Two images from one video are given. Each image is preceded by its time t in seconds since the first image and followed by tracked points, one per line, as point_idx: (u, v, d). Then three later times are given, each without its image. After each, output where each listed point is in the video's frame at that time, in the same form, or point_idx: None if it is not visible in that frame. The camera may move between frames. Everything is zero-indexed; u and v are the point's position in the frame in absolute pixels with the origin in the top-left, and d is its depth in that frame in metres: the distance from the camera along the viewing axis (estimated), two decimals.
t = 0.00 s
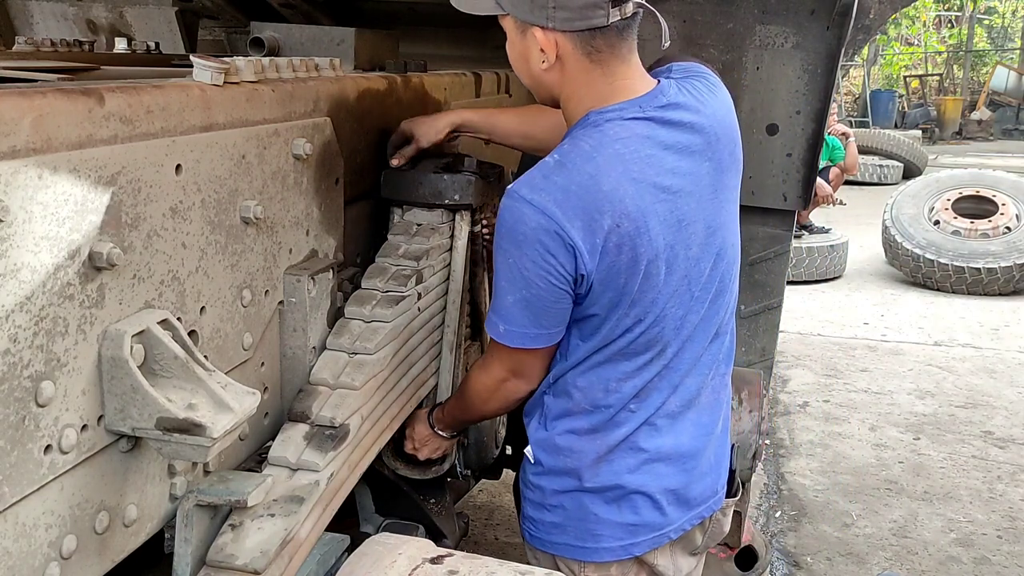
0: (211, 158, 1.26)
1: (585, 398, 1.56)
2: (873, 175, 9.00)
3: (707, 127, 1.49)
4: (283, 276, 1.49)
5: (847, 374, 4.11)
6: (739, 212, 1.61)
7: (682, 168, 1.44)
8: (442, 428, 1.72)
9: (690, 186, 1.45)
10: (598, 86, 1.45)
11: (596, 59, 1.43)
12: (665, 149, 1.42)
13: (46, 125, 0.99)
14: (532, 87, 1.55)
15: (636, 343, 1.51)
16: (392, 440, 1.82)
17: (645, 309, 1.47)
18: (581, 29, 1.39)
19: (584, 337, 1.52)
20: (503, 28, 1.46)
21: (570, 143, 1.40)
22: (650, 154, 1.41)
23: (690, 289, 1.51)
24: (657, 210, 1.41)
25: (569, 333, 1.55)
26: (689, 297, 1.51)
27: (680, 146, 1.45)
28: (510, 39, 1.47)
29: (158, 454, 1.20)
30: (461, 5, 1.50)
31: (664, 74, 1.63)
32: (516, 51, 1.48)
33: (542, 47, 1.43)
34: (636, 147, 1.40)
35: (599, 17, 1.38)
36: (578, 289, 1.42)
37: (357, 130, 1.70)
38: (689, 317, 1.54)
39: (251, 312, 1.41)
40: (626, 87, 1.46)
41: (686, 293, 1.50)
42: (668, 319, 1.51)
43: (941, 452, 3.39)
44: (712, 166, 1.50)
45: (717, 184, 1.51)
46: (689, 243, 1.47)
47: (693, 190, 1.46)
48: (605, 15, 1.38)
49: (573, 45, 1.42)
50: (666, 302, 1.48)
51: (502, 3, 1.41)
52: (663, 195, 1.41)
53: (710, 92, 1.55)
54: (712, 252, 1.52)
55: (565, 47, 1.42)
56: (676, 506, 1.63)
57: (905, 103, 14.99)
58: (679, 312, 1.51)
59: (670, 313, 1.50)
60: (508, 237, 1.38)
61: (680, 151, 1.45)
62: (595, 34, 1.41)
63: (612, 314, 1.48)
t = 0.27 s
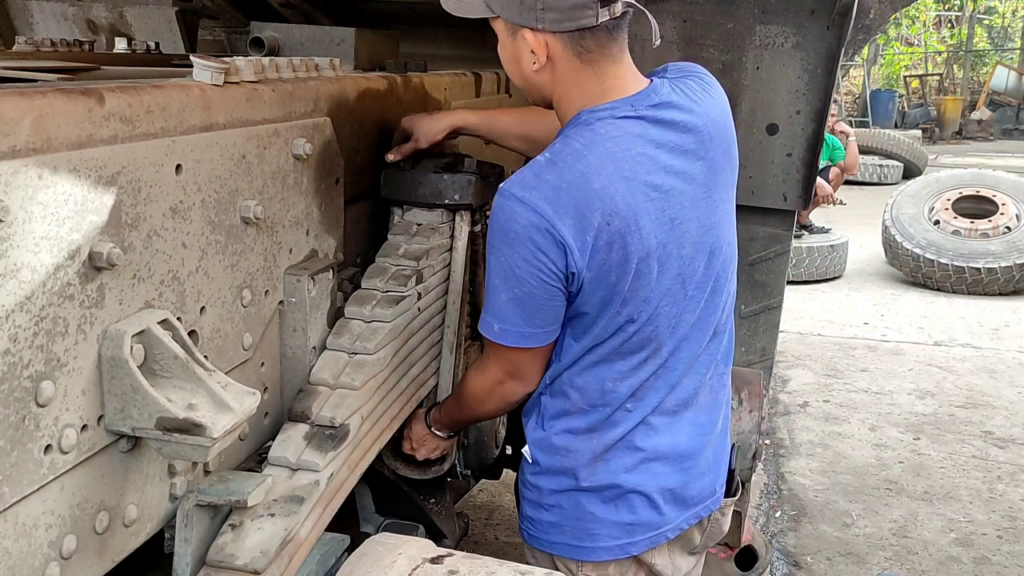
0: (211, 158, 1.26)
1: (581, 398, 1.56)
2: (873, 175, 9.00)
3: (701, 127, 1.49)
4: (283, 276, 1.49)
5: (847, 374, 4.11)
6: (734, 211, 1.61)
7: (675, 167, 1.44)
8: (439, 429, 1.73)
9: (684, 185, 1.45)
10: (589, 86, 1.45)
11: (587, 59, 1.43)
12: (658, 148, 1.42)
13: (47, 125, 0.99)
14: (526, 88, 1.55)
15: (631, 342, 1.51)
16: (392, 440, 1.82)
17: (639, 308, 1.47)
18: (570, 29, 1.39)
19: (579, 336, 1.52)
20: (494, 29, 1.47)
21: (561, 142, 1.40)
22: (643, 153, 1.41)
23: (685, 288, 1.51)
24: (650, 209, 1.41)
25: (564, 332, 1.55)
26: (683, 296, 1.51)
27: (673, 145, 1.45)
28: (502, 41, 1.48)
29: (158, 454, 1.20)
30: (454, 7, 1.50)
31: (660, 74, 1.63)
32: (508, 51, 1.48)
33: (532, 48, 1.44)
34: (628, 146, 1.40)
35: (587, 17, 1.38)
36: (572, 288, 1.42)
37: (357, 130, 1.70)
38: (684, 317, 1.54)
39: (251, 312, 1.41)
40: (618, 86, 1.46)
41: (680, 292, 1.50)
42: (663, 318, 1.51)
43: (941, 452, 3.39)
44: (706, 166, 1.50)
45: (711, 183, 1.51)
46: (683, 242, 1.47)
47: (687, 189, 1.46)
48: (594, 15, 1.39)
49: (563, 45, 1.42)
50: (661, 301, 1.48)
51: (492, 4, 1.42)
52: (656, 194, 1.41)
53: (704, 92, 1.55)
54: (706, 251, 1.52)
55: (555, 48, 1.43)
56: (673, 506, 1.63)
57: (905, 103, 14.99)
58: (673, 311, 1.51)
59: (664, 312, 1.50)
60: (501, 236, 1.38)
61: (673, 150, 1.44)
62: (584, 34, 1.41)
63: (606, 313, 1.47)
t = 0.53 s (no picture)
0: (211, 158, 1.26)
1: (578, 397, 1.56)
2: (873, 175, 9.01)
3: (698, 127, 1.49)
4: (282, 276, 1.49)
5: (847, 374, 4.11)
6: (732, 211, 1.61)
7: (673, 166, 1.44)
8: (439, 430, 1.74)
9: (681, 185, 1.45)
10: (587, 87, 1.45)
11: (584, 60, 1.44)
12: (654, 147, 1.42)
13: (47, 125, 0.99)
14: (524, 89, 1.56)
15: (627, 341, 1.51)
16: (391, 440, 1.82)
17: (636, 306, 1.47)
18: (567, 29, 1.39)
19: (576, 334, 1.52)
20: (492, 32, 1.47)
21: (559, 141, 1.40)
22: (640, 152, 1.41)
23: (681, 287, 1.51)
24: (648, 208, 1.41)
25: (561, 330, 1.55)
26: (681, 296, 1.51)
27: (671, 145, 1.45)
28: (500, 43, 1.48)
29: (158, 454, 1.20)
30: (453, 9, 1.51)
31: (659, 74, 1.63)
32: (506, 53, 1.48)
33: (529, 50, 1.44)
34: (626, 145, 1.40)
35: (583, 17, 1.39)
36: (568, 285, 1.42)
37: (357, 130, 1.70)
38: (681, 316, 1.54)
39: (251, 312, 1.41)
40: (616, 86, 1.46)
41: (677, 291, 1.50)
42: (659, 317, 1.51)
43: (941, 452, 3.39)
44: (703, 166, 1.50)
45: (709, 183, 1.51)
46: (680, 241, 1.47)
47: (684, 189, 1.46)
48: (590, 15, 1.39)
49: (560, 46, 1.42)
50: (657, 300, 1.48)
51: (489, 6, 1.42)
52: (653, 193, 1.41)
53: (702, 92, 1.55)
54: (704, 251, 1.52)
55: (552, 49, 1.43)
56: (670, 504, 1.62)
57: (905, 103, 14.99)
58: (670, 310, 1.51)
59: (661, 310, 1.50)
60: (498, 234, 1.38)
61: (670, 150, 1.45)
62: (581, 35, 1.41)
63: (602, 311, 1.47)
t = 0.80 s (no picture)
0: (211, 158, 1.26)
1: (581, 395, 1.56)
2: (873, 175, 9.01)
3: (702, 127, 1.49)
4: (282, 276, 1.49)
5: (847, 374, 4.11)
6: (735, 211, 1.61)
7: (677, 166, 1.44)
8: (439, 429, 1.73)
9: (683, 184, 1.45)
10: (592, 85, 1.45)
11: (590, 58, 1.43)
12: (658, 146, 1.42)
13: (47, 125, 0.99)
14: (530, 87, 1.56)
15: (629, 340, 1.51)
16: (391, 440, 1.82)
17: (639, 305, 1.47)
18: (573, 27, 1.39)
19: (578, 331, 1.52)
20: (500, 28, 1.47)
21: (564, 139, 1.40)
22: (645, 151, 1.41)
23: (684, 286, 1.51)
24: (652, 207, 1.41)
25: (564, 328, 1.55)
26: (683, 295, 1.52)
27: (675, 145, 1.45)
28: (507, 40, 1.48)
29: (158, 454, 1.20)
30: (460, 7, 1.50)
31: (662, 73, 1.63)
32: (513, 50, 1.48)
33: (536, 47, 1.44)
34: (630, 144, 1.40)
35: (590, 16, 1.38)
36: (573, 284, 1.42)
37: (357, 130, 1.70)
38: (683, 316, 1.54)
39: (251, 312, 1.41)
40: (621, 86, 1.46)
41: (680, 290, 1.50)
42: (662, 316, 1.51)
43: (941, 452, 3.39)
44: (706, 166, 1.50)
45: (712, 183, 1.51)
46: (684, 241, 1.47)
47: (688, 188, 1.46)
48: (597, 13, 1.38)
49: (566, 44, 1.42)
50: (660, 298, 1.48)
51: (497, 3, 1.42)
52: (657, 192, 1.41)
53: (706, 92, 1.55)
54: (707, 251, 1.52)
55: (559, 46, 1.43)
56: (670, 502, 1.62)
57: (905, 103, 14.99)
58: (672, 309, 1.51)
59: (663, 309, 1.50)
60: (503, 231, 1.38)
61: (674, 149, 1.45)
62: (588, 33, 1.41)
63: (605, 309, 1.47)
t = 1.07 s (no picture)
0: (211, 158, 1.26)
1: (585, 392, 1.56)
2: (873, 175, 9.01)
3: (713, 131, 1.49)
4: (283, 276, 1.49)
5: (847, 374, 4.11)
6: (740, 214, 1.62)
7: (688, 168, 1.45)
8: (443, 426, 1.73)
9: (693, 185, 1.46)
10: (605, 83, 1.46)
11: (603, 56, 1.43)
12: (667, 147, 1.43)
13: (46, 125, 0.99)
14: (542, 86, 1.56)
15: (635, 339, 1.52)
16: (391, 440, 1.82)
17: (645, 304, 1.48)
18: (587, 25, 1.40)
19: (586, 330, 1.52)
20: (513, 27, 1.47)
21: (577, 140, 1.40)
22: (657, 154, 1.41)
23: (690, 286, 1.51)
24: (662, 209, 1.42)
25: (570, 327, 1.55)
26: (689, 295, 1.52)
27: (686, 147, 1.45)
28: (520, 39, 1.48)
29: (158, 454, 1.20)
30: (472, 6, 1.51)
31: (673, 75, 1.64)
32: (525, 49, 1.48)
33: (550, 45, 1.44)
34: (643, 146, 1.40)
35: (603, 14, 1.38)
36: (583, 284, 1.42)
37: (357, 130, 1.70)
38: (688, 316, 1.54)
39: (251, 312, 1.41)
40: (633, 85, 1.46)
41: (686, 290, 1.51)
42: (668, 316, 1.51)
43: (941, 452, 3.39)
44: (715, 169, 1.50)
45: (719, 184, 1.51)
46: (692, 242, 1.47)
47: (697, 190, 1.46)
48: (611, 11, 1.39)
49: (580, 42, 1.42)
50: (666, 298, 1.49)
51: None
52: (664, 192, 1.42)
53: (716, 95, 1.56)
54: (713, 253, 1.52)
55: (573, 44, 1.43)
56: (672, 500, 1.62)
57: (905, 103, 14.99)
58: (678, 309, 1.52)
59: (670, 309, 1.50)
60: (514, 230, 1.38)
61: (686, 152, 1.45)
62: (601, 30, 1.41)
63: (613, 309, 1.48)
